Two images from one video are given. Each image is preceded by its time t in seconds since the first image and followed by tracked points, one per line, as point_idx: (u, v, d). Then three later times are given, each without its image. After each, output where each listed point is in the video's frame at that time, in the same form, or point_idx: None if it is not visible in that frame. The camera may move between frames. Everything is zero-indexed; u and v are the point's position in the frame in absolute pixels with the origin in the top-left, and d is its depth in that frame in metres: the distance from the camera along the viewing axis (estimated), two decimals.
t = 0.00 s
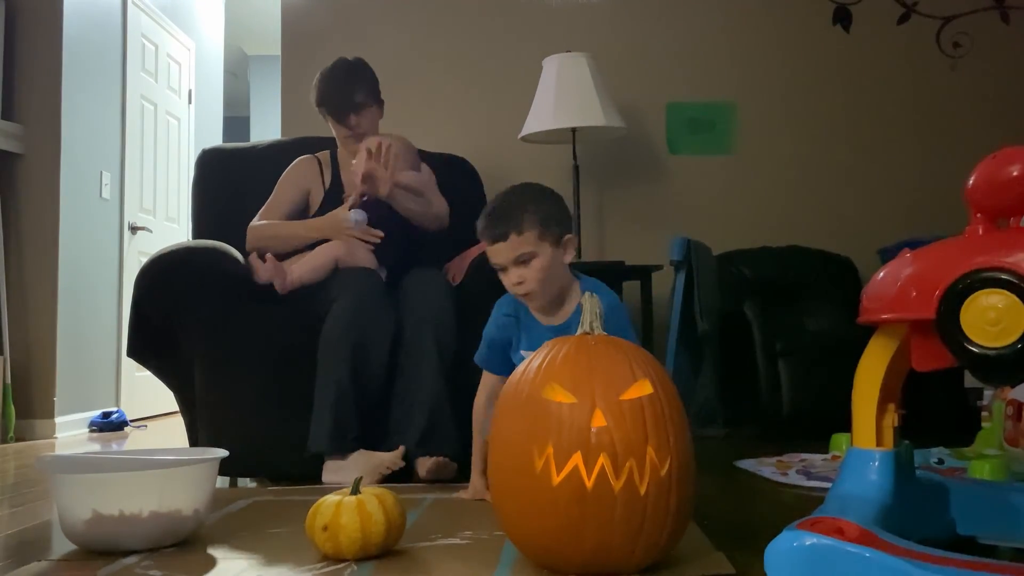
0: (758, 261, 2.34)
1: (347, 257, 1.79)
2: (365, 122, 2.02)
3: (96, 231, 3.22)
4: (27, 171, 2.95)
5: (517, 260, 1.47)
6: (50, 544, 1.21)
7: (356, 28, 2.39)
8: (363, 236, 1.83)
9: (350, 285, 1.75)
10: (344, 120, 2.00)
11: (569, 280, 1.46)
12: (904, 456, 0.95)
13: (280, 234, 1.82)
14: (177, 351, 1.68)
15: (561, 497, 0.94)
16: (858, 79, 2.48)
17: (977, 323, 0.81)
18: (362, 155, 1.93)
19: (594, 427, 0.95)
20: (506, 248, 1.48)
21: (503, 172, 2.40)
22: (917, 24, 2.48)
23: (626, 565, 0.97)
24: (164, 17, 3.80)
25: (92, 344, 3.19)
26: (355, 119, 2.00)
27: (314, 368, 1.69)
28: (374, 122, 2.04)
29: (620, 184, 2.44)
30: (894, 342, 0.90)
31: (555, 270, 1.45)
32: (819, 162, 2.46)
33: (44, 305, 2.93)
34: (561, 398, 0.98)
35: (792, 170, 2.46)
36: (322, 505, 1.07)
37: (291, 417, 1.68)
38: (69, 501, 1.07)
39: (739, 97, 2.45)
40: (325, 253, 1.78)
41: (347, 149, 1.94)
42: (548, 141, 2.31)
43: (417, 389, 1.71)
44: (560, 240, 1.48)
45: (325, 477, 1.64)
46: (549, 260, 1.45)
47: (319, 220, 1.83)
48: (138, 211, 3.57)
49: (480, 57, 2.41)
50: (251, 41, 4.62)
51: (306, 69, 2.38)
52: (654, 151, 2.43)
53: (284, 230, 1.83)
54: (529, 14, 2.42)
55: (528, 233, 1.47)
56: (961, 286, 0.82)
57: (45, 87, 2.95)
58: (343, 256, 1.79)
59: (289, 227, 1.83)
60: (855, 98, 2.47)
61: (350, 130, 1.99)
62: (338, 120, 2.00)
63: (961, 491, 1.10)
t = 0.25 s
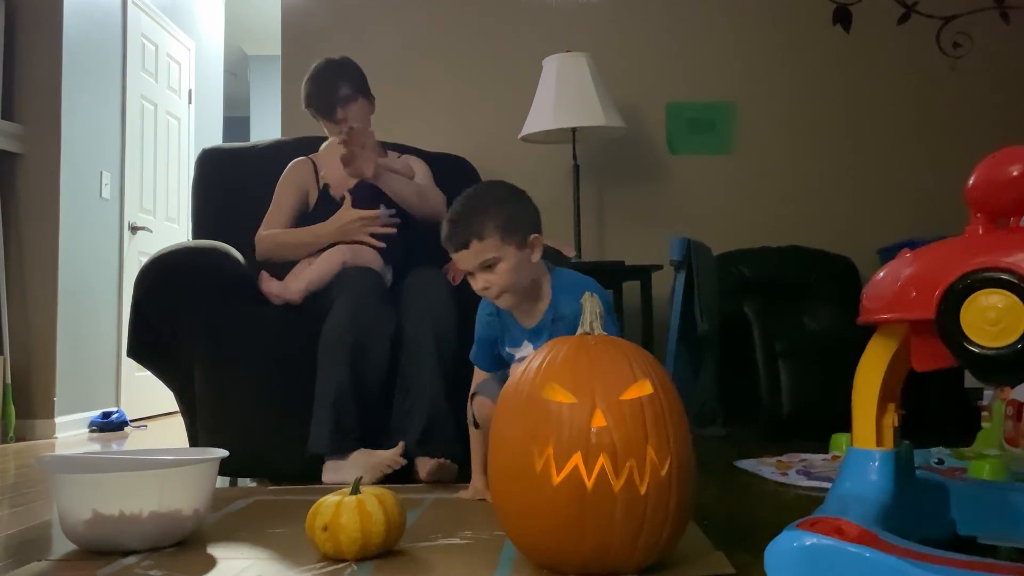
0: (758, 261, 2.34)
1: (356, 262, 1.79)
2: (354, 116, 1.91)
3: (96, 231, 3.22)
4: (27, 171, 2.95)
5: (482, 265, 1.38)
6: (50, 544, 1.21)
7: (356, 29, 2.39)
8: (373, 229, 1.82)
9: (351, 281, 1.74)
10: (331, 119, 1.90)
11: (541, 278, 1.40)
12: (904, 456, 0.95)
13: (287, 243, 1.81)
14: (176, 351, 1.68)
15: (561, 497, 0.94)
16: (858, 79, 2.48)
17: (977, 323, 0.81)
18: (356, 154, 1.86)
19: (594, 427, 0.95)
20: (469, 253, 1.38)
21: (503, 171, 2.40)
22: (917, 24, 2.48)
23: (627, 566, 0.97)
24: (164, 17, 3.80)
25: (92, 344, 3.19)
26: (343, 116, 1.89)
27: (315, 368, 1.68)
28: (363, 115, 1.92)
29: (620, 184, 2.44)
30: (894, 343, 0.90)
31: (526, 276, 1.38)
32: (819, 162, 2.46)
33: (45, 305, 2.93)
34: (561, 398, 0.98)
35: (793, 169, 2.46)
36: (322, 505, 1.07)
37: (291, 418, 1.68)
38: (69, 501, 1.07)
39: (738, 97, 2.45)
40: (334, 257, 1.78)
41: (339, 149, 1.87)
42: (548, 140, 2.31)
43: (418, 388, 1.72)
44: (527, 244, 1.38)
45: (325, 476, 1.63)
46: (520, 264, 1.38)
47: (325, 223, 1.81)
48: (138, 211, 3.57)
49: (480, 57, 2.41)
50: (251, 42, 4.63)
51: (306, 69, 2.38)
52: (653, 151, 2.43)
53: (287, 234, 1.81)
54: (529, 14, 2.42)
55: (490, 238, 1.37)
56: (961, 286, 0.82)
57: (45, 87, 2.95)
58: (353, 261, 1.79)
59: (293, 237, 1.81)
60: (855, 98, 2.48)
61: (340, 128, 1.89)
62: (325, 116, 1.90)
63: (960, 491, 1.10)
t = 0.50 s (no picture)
0: (757, 260, 2.34)
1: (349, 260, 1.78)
2: (345, 112, 1.92)
3: (96, 231, 3.22)
4: (27, 171, 2.95)
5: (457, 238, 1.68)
6: (49, 544, 1.21)
7: (356, 28, 2.39)
8: (381, 210, 1.83)
9: (349, 283, 1.76)
10: (322, 116, 1.90)
11: (512, 237, 1.61)
12: (903, 455, 0.96)
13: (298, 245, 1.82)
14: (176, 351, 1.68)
15: (561, 497, 0.94)
16: (858, 79, 2.48)
17: (977, 323, 0.81)
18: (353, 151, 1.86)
19: (594, 427, 0.95)
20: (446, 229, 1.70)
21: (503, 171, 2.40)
22: (917, 24, 2.49)
23: (626, 566, 0.97)
24: (164, 17, 3.80)
25: (92, 344, 3.19)
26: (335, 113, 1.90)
27: (314, 369, 1.70)
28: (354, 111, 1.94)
29: (620, 184, 2.44)
30: (894, 343, 0.90)
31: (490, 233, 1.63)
32: (818, 162, 2.47)
33: (44, 305, 2.93)
34: (561, 398, 0.98)
35: (792, 169, 2.46)
36: (322, 505, 1.07)
37: (291, 418, 1.68)
38: (68, 501, 1.07)
39: (738, 97, 2.45)
40: (323, 262, 1.78)
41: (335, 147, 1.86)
42: (548, 140, 2.31)
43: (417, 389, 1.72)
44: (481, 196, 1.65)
45: (326, 479, 1.67)
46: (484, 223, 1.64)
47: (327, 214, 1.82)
48: (138, 211, 3.57)
49: (479, 57, 2.41)
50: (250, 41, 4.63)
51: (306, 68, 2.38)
52: (653, 151, 2.44)
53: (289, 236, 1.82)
54: (529, 14, 2.42)
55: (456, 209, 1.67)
56: (961, 286, 0.82)
57: (45, 87, 2.95)
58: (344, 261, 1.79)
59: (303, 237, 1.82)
60: (854, 99, 2.48)
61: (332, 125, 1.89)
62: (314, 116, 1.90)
63: (958, 492, 1.10)
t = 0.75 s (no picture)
0: (758, 260, 2.34)
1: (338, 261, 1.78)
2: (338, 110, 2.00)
3: (96, 231, 3.22)
4: (27, 171, 2.95)
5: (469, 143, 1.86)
6: (50, 544, 1.21)
7: (356, 29, 2.39)
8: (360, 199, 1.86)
9: (344, 284, 1.75)
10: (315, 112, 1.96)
11: (499, 126, 1.84)
12: (903, 455, 0.95)
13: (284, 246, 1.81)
14: (176, 351, 1.68)
15: (561, 497, 0.94)
16: (858, 80, 2.48)
17: (977, 323, 0.81)
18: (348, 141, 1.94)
19: (594, 427, 0.95)
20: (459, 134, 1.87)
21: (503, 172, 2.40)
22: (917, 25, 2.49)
23: (626, 566, 0.97)
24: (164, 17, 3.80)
25: (92, 344, 3.19)
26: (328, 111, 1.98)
27: (313, 369, 1.69)
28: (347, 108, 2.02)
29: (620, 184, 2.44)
30: (894, 342, 0.90)
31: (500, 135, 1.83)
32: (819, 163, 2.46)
33: (44, 305, 2.93)
34: (561, 398, 0.98)
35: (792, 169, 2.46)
36: (322, 505, 1.07)
37: (291, 418, 1.68)
38: (69, 501, 1.07)
39: (738, 97, 2.45)
40: (309, 267, 1.76)
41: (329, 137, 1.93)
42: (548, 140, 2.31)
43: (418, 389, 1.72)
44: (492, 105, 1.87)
45: (326, 479, 1.67)
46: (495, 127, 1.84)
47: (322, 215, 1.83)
48: (138, 211, 3.57)
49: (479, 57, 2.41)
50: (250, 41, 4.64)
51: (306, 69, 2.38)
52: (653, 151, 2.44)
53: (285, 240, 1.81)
54: (529, 14, 2.42)
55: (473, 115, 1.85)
56: (961, 286, 0.82)
57: (45, 87, 2.96)
58: (328, 265, 1.78)
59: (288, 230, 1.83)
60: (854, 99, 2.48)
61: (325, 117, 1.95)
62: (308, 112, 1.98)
63: (959, 492, 1.10)
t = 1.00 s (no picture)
0: (757, 261, 2.35)
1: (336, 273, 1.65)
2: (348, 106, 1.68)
3: (96, 231, 3.22)
4: (27, 171, 2.95)
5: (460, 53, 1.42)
6: (50, 544, 1.21)
7: (357, 29, 2.40)
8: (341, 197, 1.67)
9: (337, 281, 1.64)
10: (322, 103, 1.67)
11: (508, 65, 1.39)
12: (903, 456, 0.95)
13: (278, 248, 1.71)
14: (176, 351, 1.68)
15: (561, 497, 0.94)
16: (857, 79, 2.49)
17: (977, 323, 0.81)
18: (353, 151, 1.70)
19: (594, 427, 0.95)
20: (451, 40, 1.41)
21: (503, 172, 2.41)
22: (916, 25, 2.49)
23: (625, 566, 0.97)
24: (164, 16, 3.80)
25: (92, 344, 3.19)
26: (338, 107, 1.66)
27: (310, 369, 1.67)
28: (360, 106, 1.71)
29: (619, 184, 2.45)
30: (893, 342, 0.90)
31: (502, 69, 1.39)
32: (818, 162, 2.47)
33: (44, 305, 2.93)
34: (561, 398, 0.98)
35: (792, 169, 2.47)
36: (322, 505, 1.07)
37: (291, 418, 1.68)
38: (69, 501, 1.07)
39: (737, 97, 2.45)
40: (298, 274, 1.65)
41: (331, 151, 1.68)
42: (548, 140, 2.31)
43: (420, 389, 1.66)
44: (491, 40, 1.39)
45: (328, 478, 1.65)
46: (496, 62, 1.39)
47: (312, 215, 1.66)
48: (138, 211, 3.57)
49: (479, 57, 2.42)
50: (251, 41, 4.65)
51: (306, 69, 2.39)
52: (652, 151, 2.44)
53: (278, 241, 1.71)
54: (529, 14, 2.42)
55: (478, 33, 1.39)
56: (960, 286, 0.82)
57: (45, 87, 2.96)
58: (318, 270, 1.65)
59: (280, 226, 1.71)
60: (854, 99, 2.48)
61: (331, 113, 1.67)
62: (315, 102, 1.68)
63: (959, 492, 1.10)
